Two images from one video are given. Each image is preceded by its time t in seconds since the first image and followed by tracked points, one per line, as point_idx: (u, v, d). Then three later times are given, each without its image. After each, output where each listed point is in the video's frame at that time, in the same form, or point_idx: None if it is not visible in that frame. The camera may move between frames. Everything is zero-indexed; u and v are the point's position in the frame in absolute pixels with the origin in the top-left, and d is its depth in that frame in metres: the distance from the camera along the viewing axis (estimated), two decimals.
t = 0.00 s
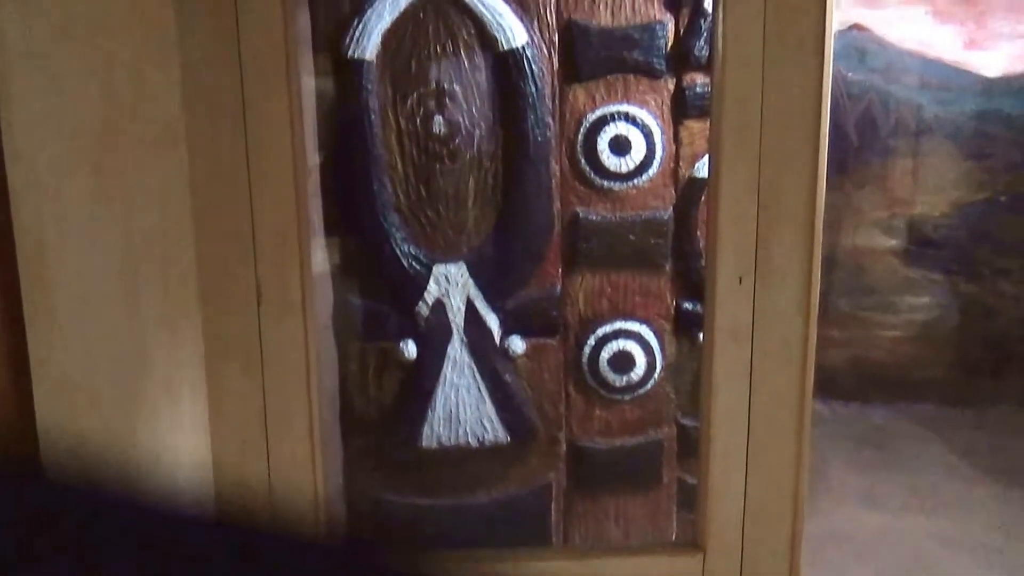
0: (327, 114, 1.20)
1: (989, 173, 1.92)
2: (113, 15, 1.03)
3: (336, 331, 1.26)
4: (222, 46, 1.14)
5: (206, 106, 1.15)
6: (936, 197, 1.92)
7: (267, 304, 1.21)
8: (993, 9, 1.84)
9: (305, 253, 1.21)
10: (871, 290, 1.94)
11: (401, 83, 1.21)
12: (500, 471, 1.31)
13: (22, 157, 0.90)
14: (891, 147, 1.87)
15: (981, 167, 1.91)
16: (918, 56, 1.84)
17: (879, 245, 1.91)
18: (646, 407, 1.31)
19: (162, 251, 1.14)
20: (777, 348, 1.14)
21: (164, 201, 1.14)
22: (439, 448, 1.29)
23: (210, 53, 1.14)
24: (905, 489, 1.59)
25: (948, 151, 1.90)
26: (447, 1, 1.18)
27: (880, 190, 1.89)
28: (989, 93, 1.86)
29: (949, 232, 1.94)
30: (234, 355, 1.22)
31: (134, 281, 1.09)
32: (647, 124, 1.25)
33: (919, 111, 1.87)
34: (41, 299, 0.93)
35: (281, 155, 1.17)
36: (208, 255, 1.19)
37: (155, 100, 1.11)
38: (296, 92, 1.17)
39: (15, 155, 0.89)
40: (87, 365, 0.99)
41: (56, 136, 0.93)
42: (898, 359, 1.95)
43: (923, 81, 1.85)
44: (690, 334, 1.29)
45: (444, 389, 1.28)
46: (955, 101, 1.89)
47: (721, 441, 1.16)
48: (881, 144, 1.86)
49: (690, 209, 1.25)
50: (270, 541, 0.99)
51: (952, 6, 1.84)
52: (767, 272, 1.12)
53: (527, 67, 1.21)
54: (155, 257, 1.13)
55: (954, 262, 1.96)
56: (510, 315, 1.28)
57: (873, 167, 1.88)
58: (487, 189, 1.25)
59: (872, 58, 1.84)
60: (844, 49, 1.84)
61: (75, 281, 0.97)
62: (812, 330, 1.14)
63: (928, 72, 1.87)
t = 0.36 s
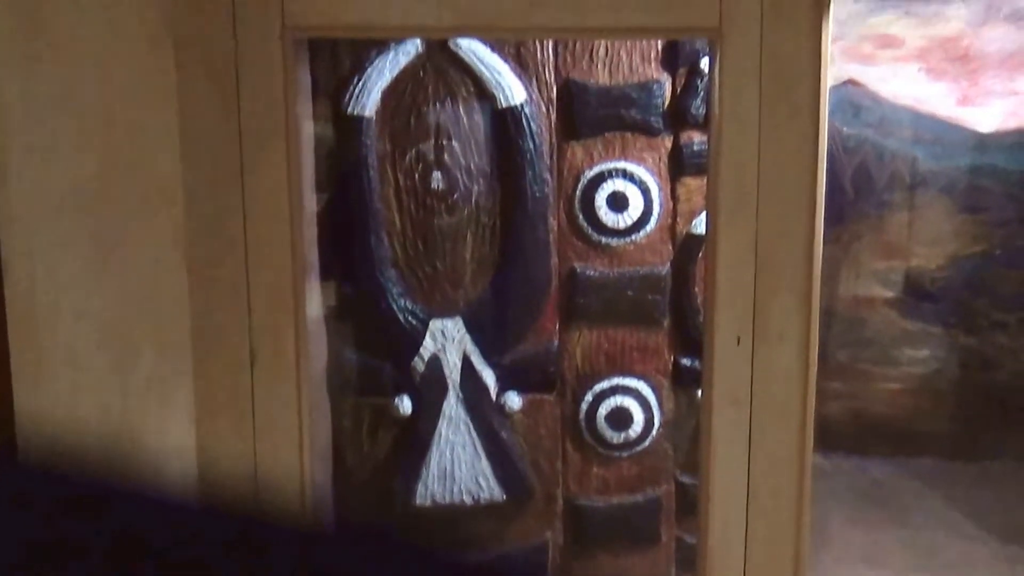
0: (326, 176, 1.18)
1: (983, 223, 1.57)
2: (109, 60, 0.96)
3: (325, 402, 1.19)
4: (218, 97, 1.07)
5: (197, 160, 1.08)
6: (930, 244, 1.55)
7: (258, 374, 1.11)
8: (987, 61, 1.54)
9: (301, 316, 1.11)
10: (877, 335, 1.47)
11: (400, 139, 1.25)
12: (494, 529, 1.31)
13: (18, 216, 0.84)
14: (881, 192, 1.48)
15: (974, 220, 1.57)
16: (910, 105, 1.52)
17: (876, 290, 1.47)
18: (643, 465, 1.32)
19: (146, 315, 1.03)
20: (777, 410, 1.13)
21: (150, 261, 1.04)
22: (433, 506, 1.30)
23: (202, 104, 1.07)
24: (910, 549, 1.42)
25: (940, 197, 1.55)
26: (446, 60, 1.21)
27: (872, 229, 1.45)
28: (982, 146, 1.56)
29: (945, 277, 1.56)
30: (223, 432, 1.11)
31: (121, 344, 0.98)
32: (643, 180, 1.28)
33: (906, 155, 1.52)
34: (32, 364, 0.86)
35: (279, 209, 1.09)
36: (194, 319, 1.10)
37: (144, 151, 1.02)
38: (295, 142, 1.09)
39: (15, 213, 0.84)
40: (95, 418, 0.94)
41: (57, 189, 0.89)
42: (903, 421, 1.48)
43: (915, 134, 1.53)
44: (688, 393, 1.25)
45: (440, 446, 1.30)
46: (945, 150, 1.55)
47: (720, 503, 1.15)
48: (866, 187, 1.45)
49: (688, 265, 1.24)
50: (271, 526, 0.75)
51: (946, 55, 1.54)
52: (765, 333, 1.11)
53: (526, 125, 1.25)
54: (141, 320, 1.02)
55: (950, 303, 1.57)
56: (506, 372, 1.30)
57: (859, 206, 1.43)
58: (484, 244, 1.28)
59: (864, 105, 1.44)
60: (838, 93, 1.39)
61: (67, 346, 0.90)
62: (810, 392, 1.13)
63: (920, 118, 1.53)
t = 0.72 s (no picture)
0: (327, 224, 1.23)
1: (982, 276, 1.17)
2: (110, 112, 1.00)
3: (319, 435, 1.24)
4: (220, 146, 1.11)
5: (198, 207, 1.12)
6: (923, 297, 1.18)
7: (254, 415, 1.15)
8: (979, 117, 1.15)
9: (297, 359, 1.15)
10: (868, 388, 1.19)
11: (398, 191, 1.27)
12: None
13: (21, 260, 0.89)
14: (875, 251, 1.17)
15: (976, 272, 1.17)
16: (901, 160, 1.17)
17: (876, 345, 1.18)
18: (643, 519, 1.32)
19: (145, 354, 1.07)
20: (776, 467, 1.12)
21: (154, 299, 1.09)
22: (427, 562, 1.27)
23: (204, 152, 1.12)
24: None
25: (937, 251, 1.18)
26: (447, 113, 1.25)
27: (872, 301, 1.18)
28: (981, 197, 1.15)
29: (942, 331, 1.19)
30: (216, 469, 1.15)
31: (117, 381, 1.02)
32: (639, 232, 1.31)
33: (897, 215, 1.17)
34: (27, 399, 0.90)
35: (275, 255, 1.13)
36: (194, 360, 1.14)
37: (147, 197, 1.07)
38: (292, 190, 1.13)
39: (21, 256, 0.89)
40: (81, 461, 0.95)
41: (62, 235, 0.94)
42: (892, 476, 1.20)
43: (908, 184, 1.17)
44: (687, 446, 1.29)
45: (435, 500, 1.29)
46: (940, 201, 1.16)
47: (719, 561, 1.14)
48: (862, 247, 1.17)
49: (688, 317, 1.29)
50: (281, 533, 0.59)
51: (938, 108, 1.15)
52: (764, 389, 1.11)
53: (524, 177, 1.28)
54: (142, 356, 1.07)
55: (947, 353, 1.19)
56: (502, 425, 1.30)
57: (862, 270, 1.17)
58: (482, 294, 1.29)
59: (858, 159, 1.15)
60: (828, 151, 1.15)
61: (58, 386, 0.94)
62: (811, 450, 1.11)
63: (908, 171, 1.17)
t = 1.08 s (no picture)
0: (329, 260, 1.27)
1: (976, 315, 1.16)
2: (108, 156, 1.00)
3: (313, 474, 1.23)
4: (217, 187, 1.11)
5: (194, 246, 1.12)
6: (921, 336, 1.17)
7: (249, 454, 1.14)
8: (973, 155, 1.15)
9: (292, 397, 1.14)
10: (867, 427, 1.17)
11: (394, 231, 1.30)
12: None
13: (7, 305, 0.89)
14: (870, 288, 1.16)
15: (970, 309, 1.16)
16: (895, 199, 1.17)
17: (871, 383, 1.17)
18: (641, 561, 1.33)
19: (140, 396, 1.07)
20: (776, 510, 1.10)
21: (148, 341, 1.08)
22: None
23: (202, 193, 1.12)
24: None
25: (933, 289, 1.17)
26: (446, 153, 1.29)
27: (870, 339, 1.16)
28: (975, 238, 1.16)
29: (941, 369, 1.17)
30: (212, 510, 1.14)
31: (109, 425, 1.02)
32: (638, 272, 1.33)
33: (892, 253, 1.17)
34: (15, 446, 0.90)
35: (271, 294, 1.12)
36: (189, 399, 1.14)
37: (144, 239, 1.07)
38: (290, 229, 1.13)
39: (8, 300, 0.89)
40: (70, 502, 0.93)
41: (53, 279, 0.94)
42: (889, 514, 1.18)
43: (903, 220, 1.17)
44: (687, 487, 1.31)
45: (431, 543, 1.31)
46: (934, 239, 1.16)
47: None
48: (858, 283, 1.16)
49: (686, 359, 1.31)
50: None
51: (932, 148, 1.16)
52: (763, 431, 1.10)
53: (523, 217, 1.31)
54: (136, 398, 1.06)
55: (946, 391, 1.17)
56: (500, 466, 1.32)
57: (857, 308, 1.16)
58: (480, 335, 1.32)
59: (854, 199, 1.15)
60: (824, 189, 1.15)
61: (49, 430, 0.94)
62: (811, 491, 1.10)
63: (903, 210, 1.17)
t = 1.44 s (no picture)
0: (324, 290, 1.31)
1: (972, 343, 1.15)
2: (111, 185, 1.01)
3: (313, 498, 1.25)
4: (218, 214, 1.12)
5: (194, 274, 1.13)
6: (916, 363, 1.16)
7: (249, 481, 1.14)
8: (968, 185, 1.14)
9: (292, 425, 1.14)
10: (864, 454, 1.18)
11: (393, 260, 1.33)
12: None
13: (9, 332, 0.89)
14: (867, 316, 1.17)
15: (966, 337, 1.15)
16: (891, 227, 1.17)
17: (867, 410, 1.17)
18: None
19: (139, 423, 1.07)
20: (774, 537, 1.11)
21: (148, 367, 1.08)
22: None
23: (202, 221, 1.12)
24: None
25: (929, 318, 1.16)
26: (443, 180, 1.32)
27: (866, 366, 1.17)
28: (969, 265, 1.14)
29: (937, 397, 1.16)
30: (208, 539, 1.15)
31: (107, 452, 1.02)
32: (637, 300, 1.36)
33: (888, 281, 1.17)
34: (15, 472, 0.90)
35: (270, 321, 1.13)
36: (189, 425, 1.14)
37: (146, 266, 1.07)
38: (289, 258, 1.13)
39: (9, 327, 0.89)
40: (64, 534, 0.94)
41: (55, 306, 0.94)
42: (886, 541, 1.18)
43: (899, 252, 1.16)
44: (684, 514, 1.36)
45: (431, 570, 1.35)
46: (930, 267, 1.15)
47: None
48: (854, 312, 1.17)
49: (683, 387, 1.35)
50: None
51: (928, 177, 1.14)
52: (761, 458, 1.10)
53: (520, 245, 1.34)
54: (135, 425, 1.06)
55: (941, 419, 1.16)
56: (497, 494, 1.35)
57: (853, 336, 1.17)
58: (478, 362, 1.35)
59: (850, 226, 1.17)
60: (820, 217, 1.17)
61: (49, 458, 0.94)
62: (809, 519, 1.10)
63: (899, 238, 1.17)
